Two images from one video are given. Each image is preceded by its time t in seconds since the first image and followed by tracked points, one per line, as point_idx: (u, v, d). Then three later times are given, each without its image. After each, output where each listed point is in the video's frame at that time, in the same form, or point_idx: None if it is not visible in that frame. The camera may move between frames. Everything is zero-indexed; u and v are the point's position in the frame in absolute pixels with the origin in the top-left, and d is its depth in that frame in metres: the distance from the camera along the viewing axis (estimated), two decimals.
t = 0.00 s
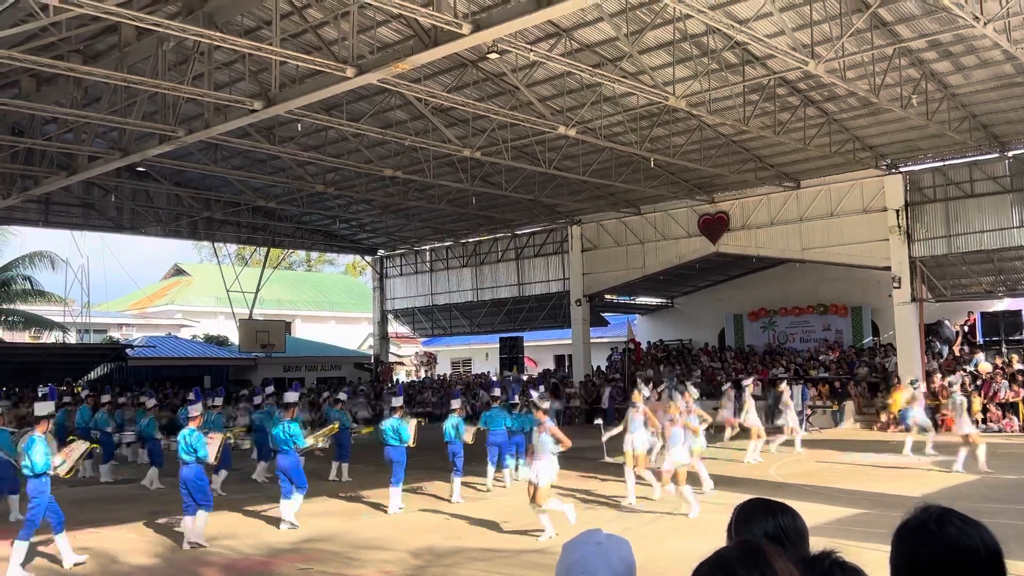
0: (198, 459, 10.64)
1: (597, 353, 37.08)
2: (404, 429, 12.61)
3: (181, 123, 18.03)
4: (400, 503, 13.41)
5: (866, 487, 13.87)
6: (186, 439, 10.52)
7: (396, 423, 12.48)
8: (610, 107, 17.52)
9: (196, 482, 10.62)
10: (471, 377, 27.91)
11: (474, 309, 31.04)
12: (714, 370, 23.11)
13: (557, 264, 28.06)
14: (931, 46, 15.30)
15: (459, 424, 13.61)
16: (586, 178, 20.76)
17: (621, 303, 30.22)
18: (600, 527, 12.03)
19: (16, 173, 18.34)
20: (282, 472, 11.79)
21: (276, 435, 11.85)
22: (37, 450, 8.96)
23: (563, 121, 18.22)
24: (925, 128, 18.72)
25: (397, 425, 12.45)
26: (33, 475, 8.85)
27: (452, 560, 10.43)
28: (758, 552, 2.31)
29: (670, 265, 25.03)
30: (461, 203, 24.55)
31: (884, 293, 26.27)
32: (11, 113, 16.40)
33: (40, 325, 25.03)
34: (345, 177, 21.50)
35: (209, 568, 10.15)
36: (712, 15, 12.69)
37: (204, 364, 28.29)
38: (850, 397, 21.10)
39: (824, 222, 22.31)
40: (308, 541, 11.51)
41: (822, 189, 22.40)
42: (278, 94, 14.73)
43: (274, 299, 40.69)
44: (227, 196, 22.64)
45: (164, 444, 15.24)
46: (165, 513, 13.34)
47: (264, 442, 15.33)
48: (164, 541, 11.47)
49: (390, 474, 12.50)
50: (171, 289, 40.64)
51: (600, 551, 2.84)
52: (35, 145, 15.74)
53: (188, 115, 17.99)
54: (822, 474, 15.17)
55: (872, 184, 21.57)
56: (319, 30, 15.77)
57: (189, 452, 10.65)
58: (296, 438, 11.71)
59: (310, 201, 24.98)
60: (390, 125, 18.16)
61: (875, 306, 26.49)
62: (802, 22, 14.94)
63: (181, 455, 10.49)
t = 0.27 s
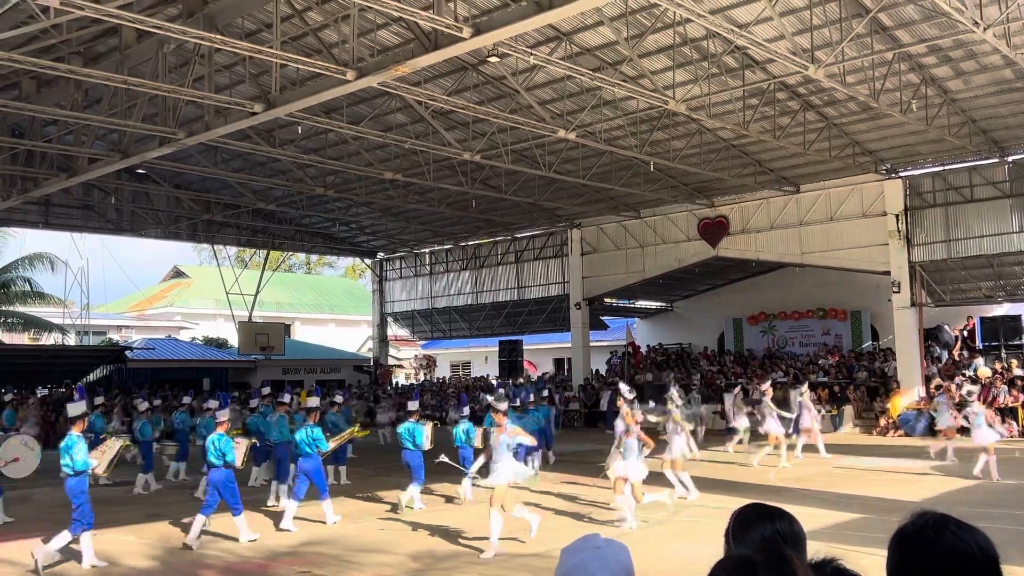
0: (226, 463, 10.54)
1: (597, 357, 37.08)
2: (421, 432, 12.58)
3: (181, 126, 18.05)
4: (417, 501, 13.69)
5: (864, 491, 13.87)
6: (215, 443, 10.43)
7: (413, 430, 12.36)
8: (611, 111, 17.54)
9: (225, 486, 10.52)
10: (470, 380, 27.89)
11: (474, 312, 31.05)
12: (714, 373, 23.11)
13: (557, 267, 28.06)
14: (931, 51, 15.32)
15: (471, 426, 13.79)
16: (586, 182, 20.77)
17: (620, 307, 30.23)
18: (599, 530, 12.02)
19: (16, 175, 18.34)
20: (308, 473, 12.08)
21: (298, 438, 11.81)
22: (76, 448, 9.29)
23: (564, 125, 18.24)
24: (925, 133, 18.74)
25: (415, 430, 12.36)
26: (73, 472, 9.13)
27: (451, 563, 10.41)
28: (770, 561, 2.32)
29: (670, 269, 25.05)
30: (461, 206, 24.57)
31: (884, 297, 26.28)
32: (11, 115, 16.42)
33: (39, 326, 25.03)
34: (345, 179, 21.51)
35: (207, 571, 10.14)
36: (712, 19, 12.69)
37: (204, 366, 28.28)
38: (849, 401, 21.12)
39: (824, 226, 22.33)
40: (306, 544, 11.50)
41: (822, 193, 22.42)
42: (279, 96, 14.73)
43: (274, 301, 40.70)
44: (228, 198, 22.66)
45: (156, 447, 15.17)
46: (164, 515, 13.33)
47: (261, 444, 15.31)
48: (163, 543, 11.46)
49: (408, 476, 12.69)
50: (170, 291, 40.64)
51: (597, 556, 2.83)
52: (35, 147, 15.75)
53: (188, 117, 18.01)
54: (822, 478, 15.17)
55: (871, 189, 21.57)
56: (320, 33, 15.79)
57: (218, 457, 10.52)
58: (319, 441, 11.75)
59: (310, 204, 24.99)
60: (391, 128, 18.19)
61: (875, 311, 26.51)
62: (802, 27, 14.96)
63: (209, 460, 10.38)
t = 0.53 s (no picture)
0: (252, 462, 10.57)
1: (595, 359, 37.08)
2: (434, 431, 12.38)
3: (180, 127, 18.07)
4: (420, 505, 13.65)
5: (862, 495, 13.87)
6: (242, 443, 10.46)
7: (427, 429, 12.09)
8: (609, 114, 17.56)
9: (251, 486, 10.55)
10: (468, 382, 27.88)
11: (472, 315, 31.06)
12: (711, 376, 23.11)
13: (555, 270, 28.07)
14: (929, 56, 15.35)
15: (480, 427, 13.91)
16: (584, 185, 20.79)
17: (618, 310, 30.25)
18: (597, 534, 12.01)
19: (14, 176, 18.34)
20: (329, 474, 12.21)
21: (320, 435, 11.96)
22: (107, 447, 9.53)
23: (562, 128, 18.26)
24: (922, 137, 18.78)
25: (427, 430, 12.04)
26: (102, 469, 9.32)
27: (448, 566, 10.39)
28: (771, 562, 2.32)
29: (668, 272, 25.07)
30: (459, 209, 24.58)
31: (882, 301, 26.30)
32: (10, 117, 16.42)
33: (37, 328, 25.00)
34: (343, 182, 21.52)
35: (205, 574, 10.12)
36: (711, 23, 12.71)
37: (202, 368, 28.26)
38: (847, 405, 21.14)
39: (822, 230, 22.36)
40: (304, 547, 11.48)
41: (820, 197, 22.45)
42: (278, 99, 14.74)
43: (271, 303, 40.70)
44: (226, 200, 22.66)
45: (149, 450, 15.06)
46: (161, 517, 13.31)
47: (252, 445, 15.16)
48: (160, 546, 11.44)
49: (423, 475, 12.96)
50: (168, 293, 40.63)
51: (595, 560, 2.83)
52: (34, 148, 15.75)
53: (187, 119, 18.01)
54: (819, 482, 15.18)
55: (869, 193, 21.58)
56: (319, 35, 15.81)
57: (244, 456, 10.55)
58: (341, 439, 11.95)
59: (308, 206, 25.02)
60: (389, 131, 18.22)
61: (872, 315, 26.54)
62: (801, 31, 15.00)
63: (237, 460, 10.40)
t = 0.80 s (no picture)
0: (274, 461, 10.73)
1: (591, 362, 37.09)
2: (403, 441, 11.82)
3: (177, 129, 18.04)
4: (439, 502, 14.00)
5: (857, 499, 13.88)
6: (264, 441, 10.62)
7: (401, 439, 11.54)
8: (607, 117, 17.57)
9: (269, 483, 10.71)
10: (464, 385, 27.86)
11: (468, 317, 31.05)
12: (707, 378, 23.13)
13: (552, 273, 28.08)
14: (926, 60, 15.39)
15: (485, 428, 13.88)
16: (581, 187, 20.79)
17: (615, 313, 30.26)
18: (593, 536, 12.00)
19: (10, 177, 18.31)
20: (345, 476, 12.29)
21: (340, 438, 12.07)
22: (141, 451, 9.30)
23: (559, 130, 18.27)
24: (919, 141, 18.82)
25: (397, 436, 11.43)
26: (137, 470, 9.29)
27: (445, 568, 10.36)
28: (762, 565, 2.31)
29: (665, 274, 25.09)
30: (456, 211, 24.58)
31: (878, 305, 26.33)
32: (7, 117, 16.40)
33: (33, 329, 24.96)
34: (340, 184, 21.50)
35: None
36: (708, 27, 12.73)
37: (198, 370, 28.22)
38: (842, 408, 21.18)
39: (819, 234, 22.39)
40: (299, 549, 11.45)
41: (817, 201, 22.48)
42: (275, 100, 14.72)
43: (268, 305, 40.68)
44: (223, 202, 22.64)
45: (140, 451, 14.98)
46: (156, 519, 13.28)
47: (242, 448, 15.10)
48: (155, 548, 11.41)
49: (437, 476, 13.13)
50: (165, 294, 40.59)
51: (591, 563, 2.83)
52: (30, 149, 15.72)
53: (184, 121, 17.99)
54: (814, 486, 15.19)
55: (866, 197, 21.66)
56: (317, 37, 15.81)
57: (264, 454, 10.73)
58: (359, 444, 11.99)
59: (305, 208, 25.03)
60: (386, 133, 18.23)
61: (868, 318, 26.58)
62: (798, 35, 15.05)
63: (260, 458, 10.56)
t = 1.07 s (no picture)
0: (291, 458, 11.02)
1: (586, 364, 37.10)
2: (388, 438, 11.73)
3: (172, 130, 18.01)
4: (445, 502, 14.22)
5: (850, 502, 13.89)
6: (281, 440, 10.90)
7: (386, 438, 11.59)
8: (602, 120, 17.58)
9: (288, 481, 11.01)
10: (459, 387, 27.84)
11: (463, 319, 31.04)
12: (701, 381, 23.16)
13: (547, 275, 28.09)
14: (920, 64, 15.42)
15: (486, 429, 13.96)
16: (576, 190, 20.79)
17: (610, 315, 30.28)
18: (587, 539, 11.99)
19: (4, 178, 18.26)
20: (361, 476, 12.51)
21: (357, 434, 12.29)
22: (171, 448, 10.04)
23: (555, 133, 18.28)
24: (913, 145, 18.86)
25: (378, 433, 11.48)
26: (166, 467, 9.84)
27: (438, 570, 10.34)
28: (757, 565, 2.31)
29: (660, 277, 25.10)
30: (452, 213, 24.57)
31: (872, 308, 26.37)
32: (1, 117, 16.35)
33: (27, 329, 24.90)
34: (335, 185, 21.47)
35: None
36: (702, 30, 12.75)
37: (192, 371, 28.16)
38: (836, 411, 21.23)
39: (813, 237, 22.43)
40: (293, 551, 11.43)
41: (811, 204, 22.52)
42: (270, 101, 14.70)
43: (263, 307, 40.64)
44: (218, 203, 22.60)
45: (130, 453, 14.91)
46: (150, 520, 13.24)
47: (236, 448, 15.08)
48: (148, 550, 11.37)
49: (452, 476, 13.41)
50: (159, 295, 40.53)
51: (580, 564, 2.82)
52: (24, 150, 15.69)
53: (179, 122, 17.96)
54: (807, 488, 15.21)
55: (860, 201, 21.70)
56: (312, 38, 15.80)
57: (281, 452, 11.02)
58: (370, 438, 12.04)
59: (300, 210, 25.01)
60: (382, 135, 18.22)
61: (863, 321, 26.62)
62: (792, 38, 15.07)
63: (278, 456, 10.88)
